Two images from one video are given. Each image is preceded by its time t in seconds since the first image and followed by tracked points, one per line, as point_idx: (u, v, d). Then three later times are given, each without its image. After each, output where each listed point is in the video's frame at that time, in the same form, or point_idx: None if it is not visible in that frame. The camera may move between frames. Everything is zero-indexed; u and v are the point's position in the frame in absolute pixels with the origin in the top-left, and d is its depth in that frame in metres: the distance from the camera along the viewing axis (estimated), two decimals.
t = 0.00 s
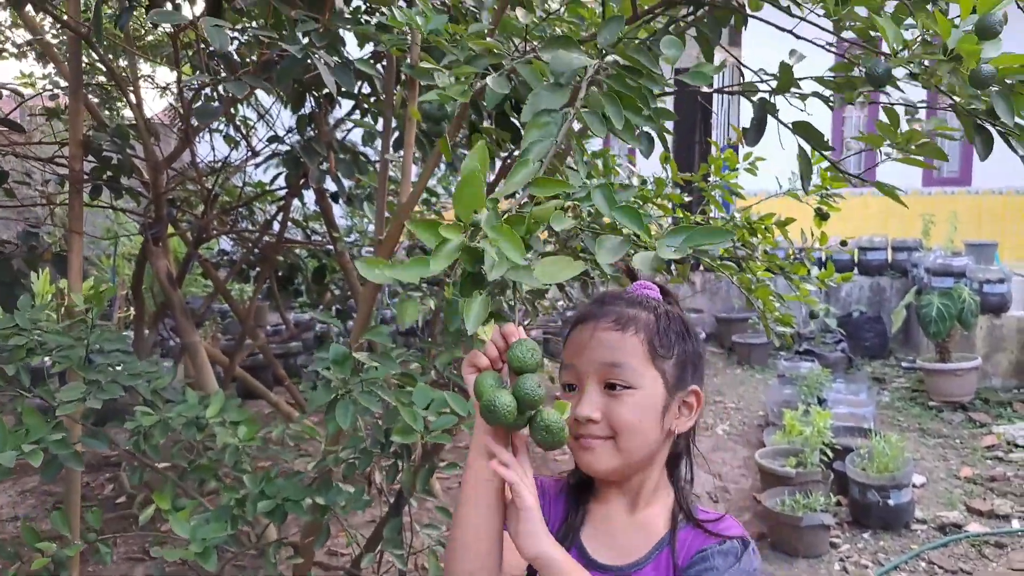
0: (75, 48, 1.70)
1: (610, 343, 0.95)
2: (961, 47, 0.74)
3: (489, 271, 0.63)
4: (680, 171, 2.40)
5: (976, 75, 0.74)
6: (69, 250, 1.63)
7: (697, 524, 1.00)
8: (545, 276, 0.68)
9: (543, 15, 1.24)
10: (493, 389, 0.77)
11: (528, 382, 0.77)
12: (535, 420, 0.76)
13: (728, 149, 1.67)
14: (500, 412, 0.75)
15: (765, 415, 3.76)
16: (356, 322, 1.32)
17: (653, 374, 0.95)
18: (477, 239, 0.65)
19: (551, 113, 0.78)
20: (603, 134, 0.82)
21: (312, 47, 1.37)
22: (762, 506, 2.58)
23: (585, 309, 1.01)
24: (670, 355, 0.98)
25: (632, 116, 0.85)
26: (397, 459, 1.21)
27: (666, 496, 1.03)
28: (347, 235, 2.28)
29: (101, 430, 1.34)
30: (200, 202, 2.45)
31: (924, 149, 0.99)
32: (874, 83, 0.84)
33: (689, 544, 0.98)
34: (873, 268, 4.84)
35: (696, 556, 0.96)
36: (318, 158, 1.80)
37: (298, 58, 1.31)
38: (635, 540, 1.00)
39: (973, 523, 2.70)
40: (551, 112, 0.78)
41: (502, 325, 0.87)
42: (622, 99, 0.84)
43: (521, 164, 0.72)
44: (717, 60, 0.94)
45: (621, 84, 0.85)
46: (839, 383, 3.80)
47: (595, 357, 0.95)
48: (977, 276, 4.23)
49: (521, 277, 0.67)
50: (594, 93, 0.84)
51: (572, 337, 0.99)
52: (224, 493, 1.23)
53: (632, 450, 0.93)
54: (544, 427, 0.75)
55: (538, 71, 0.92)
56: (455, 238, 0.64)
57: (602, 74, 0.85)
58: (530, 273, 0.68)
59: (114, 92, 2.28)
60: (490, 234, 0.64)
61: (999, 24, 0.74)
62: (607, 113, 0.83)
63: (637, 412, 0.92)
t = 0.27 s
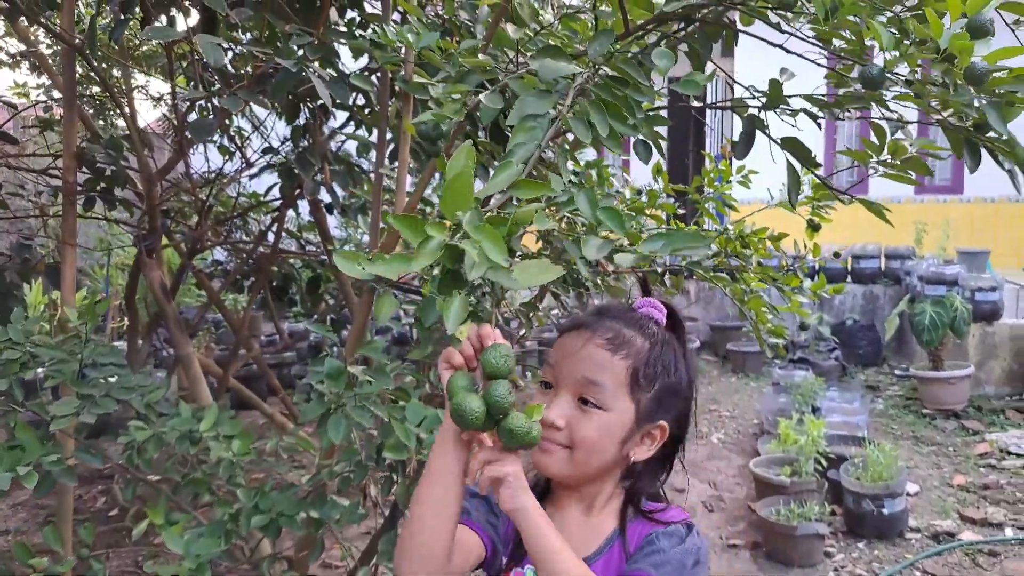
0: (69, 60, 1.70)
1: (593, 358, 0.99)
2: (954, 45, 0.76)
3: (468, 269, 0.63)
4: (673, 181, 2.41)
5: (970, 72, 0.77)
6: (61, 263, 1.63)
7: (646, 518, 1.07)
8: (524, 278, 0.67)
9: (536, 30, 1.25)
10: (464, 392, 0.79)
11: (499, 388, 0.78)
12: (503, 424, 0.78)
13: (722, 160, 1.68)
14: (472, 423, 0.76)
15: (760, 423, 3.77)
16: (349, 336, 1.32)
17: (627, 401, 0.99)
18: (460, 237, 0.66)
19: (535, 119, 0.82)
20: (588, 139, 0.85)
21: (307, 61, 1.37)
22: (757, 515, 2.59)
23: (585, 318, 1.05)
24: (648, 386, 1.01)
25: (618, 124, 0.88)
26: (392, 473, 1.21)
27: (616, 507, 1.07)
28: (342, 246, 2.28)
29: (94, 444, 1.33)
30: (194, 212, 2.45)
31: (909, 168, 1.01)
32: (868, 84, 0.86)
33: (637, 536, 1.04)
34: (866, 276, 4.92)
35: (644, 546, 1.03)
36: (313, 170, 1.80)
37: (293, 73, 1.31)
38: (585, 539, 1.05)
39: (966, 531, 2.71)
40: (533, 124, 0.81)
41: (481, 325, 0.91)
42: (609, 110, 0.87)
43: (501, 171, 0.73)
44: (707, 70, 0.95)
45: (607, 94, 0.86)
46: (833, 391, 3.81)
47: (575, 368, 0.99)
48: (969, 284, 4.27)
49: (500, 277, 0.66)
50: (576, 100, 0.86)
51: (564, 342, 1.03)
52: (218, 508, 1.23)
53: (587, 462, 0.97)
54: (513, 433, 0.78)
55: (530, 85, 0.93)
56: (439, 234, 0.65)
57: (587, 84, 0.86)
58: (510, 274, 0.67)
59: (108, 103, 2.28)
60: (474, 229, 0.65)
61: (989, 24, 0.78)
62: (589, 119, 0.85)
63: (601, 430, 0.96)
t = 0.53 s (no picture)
0: (59, 67, 1.70)
1: (567, 377, 1.00)
2: (942, 78, 0.76)
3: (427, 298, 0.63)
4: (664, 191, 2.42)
5: (956, 106, 0.78)
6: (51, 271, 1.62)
7: (637, 530, 1.06)
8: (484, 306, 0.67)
9: (527, 41, 1.26)
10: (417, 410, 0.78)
11: (449, 411, 0.78)
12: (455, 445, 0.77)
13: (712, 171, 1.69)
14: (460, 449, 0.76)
15: (751, 430, 3.78)
16: (340, 347, 1.32)
17: (602, 414, 0.99)
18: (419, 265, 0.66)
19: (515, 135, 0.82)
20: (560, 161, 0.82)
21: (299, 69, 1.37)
22: (748, 522, 2.59)
23: (558, 340, 1.06)
24: (622, 400, 1.01)
25: (597, 143, 0.86)
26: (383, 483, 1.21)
27: (611, 520, 1.07)
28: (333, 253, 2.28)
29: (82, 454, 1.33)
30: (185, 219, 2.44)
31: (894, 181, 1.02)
32: (859, 113, 0.86)
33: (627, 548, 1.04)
34: (856, 283, 4.91)
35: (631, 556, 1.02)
36: (304, 177, 1.80)
37: (285, 82, 1.31)
38: (577, 554, 1.06)
39: (955, 538, 2.72)
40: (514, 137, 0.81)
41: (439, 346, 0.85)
42: (588, 127, 0.86)
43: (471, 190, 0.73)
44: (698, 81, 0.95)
45: (590, 111, 0.86)
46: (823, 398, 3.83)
47: (551, 388, 1.00)
48: (958, 291, 4.31)
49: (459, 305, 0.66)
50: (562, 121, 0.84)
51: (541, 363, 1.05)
52: (208, 518, 1.22)
53: (567, 479, 0.97)
54: (468, 453, 0.77)
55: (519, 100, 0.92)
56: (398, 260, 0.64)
57: (573, 100, 0.87)
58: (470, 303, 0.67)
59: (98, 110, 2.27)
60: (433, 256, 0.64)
61: (978, 59, 0.77)
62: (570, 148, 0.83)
63: (577, 447, 0.96)
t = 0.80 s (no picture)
0: (45, 70, 1.68)
1: (578, 419, 1.02)
2: (933, 96, 0.76)
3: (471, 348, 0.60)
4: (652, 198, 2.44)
5: (947, 123, 0.78)
6: (35, 276, 1.60)
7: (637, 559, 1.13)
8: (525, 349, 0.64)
9: (518, 50, 1.26)
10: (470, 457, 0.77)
11: (505, 454, 0.77)
12: (511, 485, 0.76)
13: (699, 180, 1.71)
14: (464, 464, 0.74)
15: (738, 434, 3.80)
16: (330, 356, 1.32)
17: (610, 456, 1.02)
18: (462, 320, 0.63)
19: (528, 166, 0.78)
20: (577, 192, 0.83)
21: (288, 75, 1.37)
22: (734, 527, 2.61)
23: (567, 378, 1.08)
24: (629, 443, 1.05)
25: (605, 167, 0.87)
26: (372, 491, 1.21)
27: (611, 549, 1.12)
28: (322, 259, 2.28)
29: (67, 462, 1.31)
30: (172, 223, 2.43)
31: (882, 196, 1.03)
32: (851, 130, 0.89)
33: None
34: (842, 288, 4.97)
35: None
36: (293, 183, 1.80)
37: (274, 88, 1.31)
38: None
39: (939, 542, 2.75)
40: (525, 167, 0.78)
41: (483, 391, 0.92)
42: (596, 152, 0.86)
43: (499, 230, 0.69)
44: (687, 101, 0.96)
45: (596, 136, 0.86)
46: (810, 402, 3.85)
47: (562, 428, 1.02)
48: (943, 297, 4.36)
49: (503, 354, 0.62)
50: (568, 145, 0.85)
51: (549, 401, 1.06)
52: (195, 527, 1.22)
53: (575, 516, 1.00)
54: (531, 492, 0.76)
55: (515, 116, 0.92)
56: (442, 322, 0.61)
57: (577, 125, 0.86)
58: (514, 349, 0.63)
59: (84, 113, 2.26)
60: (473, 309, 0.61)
61: (967, 78, 0.78)
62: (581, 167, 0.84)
63: (587, 487, 0.99)
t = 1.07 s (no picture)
0: (28, 72, 1.67)
1: (572, 433, 1.09)
2: (910, 103, 0.77)
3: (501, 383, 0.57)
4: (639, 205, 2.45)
5: (926, 130, 0.79)
6: (17, 280, 1.58)
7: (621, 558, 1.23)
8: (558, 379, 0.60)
9: (505, 57, 1.26)
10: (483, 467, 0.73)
11: (543, 482, 0.72)
12: (546, 511, 0.72)
13: (686, 187, 1.72)
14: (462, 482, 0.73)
15: (724, 438, 3.81)
16: (315, 362, 1.32)
17: (603, 465, 1.10)
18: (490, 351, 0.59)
19: (530, 190, 0.77)
20: (582, 217, 0.82)
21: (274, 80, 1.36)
22: (720, 531, 2.62)
23: (550, 395, 1.14)
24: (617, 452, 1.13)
25: (604, 188, 0.87)
26: (357, 499, 1.21)
27: (593, 551, 1.21)
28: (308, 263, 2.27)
29: (49, 469, 1.30)
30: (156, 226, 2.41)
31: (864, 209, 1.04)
32: (834, 138, 0.87)
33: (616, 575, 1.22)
34: (827, 292, 5.02)
35: None
36: (279, 187, 1.79)
37: (261, 93, 1.30)
38: None
39: (922, 545, 2.77)
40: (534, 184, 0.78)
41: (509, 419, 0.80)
42: (595, 174, 0.87)
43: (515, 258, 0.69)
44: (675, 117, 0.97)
45: (593, 155, 0.86)
46: (795, 406, 3.87)
47: (562, 444, 1.08)
48: (926, 302, 4.39)
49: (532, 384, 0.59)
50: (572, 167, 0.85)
51: (539, 420, 1.12)
52: (179, 535, 1.21)
53: (578, 527, 1.06)
54: (554, 515, 0.73)
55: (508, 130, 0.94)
56: (470, 361, 0.58)
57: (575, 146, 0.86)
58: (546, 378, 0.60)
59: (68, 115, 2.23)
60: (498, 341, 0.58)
61: (944, 84, 0.78)
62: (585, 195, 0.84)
63: (589, 498, 1.06)
